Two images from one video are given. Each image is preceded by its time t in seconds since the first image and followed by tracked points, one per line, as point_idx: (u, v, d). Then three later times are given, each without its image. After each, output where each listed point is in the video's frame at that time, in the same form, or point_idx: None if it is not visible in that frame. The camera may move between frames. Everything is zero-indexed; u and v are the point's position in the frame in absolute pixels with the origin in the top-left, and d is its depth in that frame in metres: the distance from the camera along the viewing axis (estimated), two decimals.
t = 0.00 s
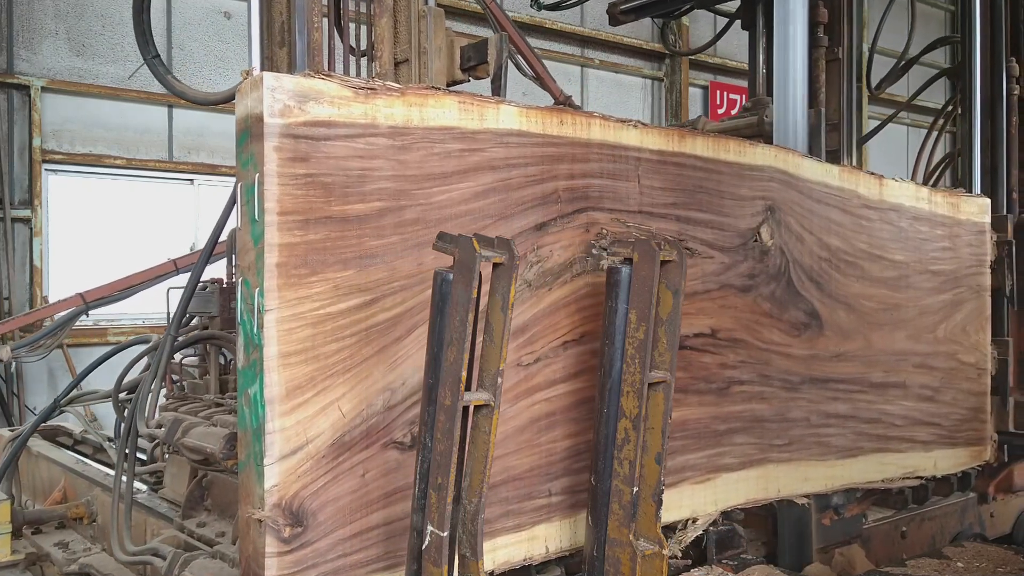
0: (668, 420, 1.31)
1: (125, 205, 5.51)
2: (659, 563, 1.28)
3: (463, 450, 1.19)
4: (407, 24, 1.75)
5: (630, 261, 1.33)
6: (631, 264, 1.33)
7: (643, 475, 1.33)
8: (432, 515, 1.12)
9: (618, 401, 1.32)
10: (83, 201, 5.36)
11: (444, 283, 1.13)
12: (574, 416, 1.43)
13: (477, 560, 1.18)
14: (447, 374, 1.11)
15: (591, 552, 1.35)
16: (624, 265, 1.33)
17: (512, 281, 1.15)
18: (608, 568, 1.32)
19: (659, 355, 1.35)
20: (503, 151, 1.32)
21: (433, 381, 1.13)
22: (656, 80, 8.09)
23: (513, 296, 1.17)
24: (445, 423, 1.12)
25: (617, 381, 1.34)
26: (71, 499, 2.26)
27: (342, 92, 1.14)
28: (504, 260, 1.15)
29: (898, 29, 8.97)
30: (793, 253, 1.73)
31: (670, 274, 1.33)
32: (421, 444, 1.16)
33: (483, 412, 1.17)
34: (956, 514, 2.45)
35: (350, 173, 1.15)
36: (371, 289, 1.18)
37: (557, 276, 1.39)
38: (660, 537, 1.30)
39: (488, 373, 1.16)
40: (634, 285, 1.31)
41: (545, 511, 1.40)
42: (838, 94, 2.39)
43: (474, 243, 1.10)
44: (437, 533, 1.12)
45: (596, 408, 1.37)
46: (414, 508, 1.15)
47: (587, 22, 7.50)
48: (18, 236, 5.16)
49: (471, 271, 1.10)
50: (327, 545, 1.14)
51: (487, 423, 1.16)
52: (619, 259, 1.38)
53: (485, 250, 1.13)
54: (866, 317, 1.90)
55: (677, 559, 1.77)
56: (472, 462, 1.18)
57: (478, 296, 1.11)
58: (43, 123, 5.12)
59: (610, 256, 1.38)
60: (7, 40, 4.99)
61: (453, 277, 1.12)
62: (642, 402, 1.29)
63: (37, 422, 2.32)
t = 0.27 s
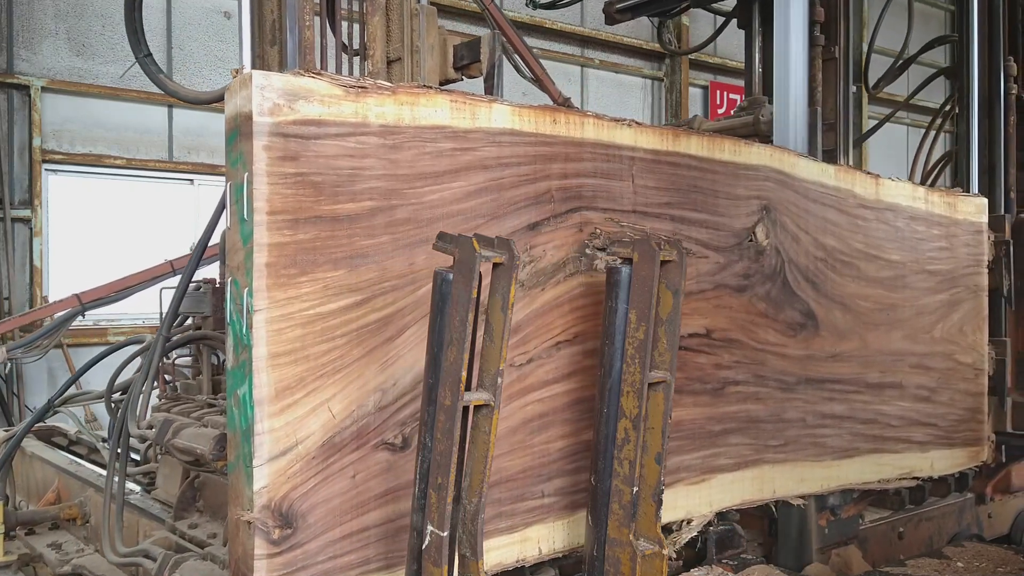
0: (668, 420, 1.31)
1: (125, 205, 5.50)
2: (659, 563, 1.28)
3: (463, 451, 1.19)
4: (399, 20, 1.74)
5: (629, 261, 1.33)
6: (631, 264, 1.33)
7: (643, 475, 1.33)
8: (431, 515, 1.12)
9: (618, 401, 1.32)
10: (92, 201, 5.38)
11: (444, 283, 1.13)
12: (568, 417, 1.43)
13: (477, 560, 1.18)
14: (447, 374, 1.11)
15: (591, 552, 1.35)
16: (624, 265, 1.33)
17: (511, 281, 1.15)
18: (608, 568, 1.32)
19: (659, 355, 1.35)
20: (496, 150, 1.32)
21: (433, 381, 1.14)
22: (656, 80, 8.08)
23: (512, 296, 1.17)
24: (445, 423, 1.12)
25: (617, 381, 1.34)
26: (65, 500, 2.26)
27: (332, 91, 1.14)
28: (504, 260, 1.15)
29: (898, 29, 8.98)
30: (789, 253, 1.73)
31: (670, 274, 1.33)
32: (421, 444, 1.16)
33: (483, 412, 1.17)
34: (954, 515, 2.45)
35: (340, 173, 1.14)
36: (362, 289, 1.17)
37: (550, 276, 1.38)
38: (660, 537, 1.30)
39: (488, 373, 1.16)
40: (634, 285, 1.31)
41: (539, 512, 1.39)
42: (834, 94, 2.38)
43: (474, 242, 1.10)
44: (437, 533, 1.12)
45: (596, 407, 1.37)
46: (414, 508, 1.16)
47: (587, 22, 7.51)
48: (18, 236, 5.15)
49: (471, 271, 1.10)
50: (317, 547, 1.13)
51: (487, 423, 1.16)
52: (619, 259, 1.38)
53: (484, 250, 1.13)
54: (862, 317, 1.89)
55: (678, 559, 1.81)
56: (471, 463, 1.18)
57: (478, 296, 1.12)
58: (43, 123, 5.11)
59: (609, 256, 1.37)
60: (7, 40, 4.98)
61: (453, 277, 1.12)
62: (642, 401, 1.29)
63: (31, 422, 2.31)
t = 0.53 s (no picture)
0: (668, 420, 1.31)
1: (125, 205, 5.50)
2: (659, 563, 1.29)
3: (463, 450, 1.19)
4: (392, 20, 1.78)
5: (630, 261, 1.34)
6: (631, 264, 1.33)
7: (643, 475, 1.32)
8: (432, 515, 1.12)
9: (618, 400, 1.33)
10: (85, 201, 5.35)
11: (444, 283, 1.14)
12: (561, 418, 1.42)
13: (477, 560, 1.19)
14: (447, 373, 1.12)
15: (591, 552, 1.36)
16: (624, 265, 1.34)
17: (512, 280, 1.16)
18: (608, 568, 1.33)
19: (659, 355, 1.34)
20: (488, 149, 1.31)
21: (433, 381, 1.14)
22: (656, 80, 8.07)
23: (512, 295, 1.17)
24: (445, 423, 1.12)
25: (617, 381, 1.34)
26: (59, 501, 2.26)
27: (322, 90, 1.13)
28: (504, 260, 1.15)
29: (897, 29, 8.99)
30: (785, 253, 1.72)
31: (670, 274, 1.32)
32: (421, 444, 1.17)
33: (483, 412, 1.17)
34: (950, 517, 2.45)
35: (330, 172, 1.14)
36: (352, 289, 1.16)
37: (543, 276, 1.38)
38: (660, 537, 1.30)
39: (488, 373, 1.17)
40: (634, 285, 1.31)
41: (532, 513, 1.38)
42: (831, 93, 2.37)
43: (475, 242, 1.10)
44: (437, 532, 1.12)
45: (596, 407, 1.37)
46: (414, 508, 1.16)
47: (587, 22, 7.52)
48: (18, 236, 5.13)
49: (471, 271, 1.10)
50: (307, 549, 1.12)
51: (487, 422, 1.17)
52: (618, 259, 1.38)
53: (484, 250, 1.14)
54: (858, 318, 1.89)
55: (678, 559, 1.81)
56: (472, 462, 1.19)
57: (478, 296, 1.12)
58: (43, 123, 5.10)
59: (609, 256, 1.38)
60: (7, 40, 4.97)
61: (453, 277, 1.12)
62: (642, 401, 1.29)
63: (25, 423, 2.30)
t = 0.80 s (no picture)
0: (668, 420, 1.31)
1: (125, 205, 5.49)
2: (659, 563, 1.29)
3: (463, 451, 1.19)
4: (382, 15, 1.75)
5: (630, 261, 1.33)
6: (631, 265, 1.33)
7: (643, 475, 1.33)
8: (431, 515, 1.12)
9: (618, 400, 1.32)
10: (86, 201, 5.34)
11: (444, 283, 1.13)
12: (555, 419, 1.41)
13: (477, 560, 1.19)
14: (447, 374, 1.12)
15: (591, 552, 1.35)
16: (624, 265, 1.33)
17: (512, 280, 1.16)
18: (608, 568, 1.32)
19: (659, 355, 1.35)
20: (480, 149, 1.30)
21: (433, 382, 1.14)
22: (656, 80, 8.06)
23: (512, 296, 1.17)
24: (445, 423, 1.12)
25: (617, 381, 1.34)
26: (52, 501, 2.24)
27: (312, 88, 1.12)
28: (504, 260, 1.15)
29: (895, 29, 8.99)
30: (780, 253, 1.71)
31: (670, 274, 1.33)
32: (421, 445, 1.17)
33: (483, 412, 1.17)
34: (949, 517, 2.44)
35: (320, 171, 1.13)
36: (343, 289, 1.15)
37: (535, 276, 1.37)
38: (660, 537, 1.30)
39: (488, 373, 1.17)
40: (634, 285, 1.31)
41: (524, 515, 1.37)
42: (826, 92, 2.36)
43: (475, 242, 1.11)
44: (437, 533, 1.12)
45: (595, 407, 1.37)
46: (414, 508, 1.16)
47: (587, 22, 7.51)
48: (18, 236, 5.12)
49: (471, 271, 1.10)
50: (296, 552, 1.11)
51: (487, 422, 1.17)
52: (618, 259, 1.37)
53: (484, 250, 1.14)
54: (854, 318, 1.88)
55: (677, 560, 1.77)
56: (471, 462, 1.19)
57: (478, 296, 1.12)
58: (43, 123, 5.09)
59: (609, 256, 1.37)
60: (7, 40, 4.95)
61: (453, 277, 1.12)
62: (642, 402, 1.29)
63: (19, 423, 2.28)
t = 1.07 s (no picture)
0: (668, 420, 1.31)
1: (125, 205, 5.49)
2: (659, 563, 1.29)
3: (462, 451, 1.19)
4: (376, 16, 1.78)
5: (630, 261, 1.33)
6: (631, 265, 1.32)
7: (643, 475, 1.33)
8: (431, 515, 1.12)
9: (618, 400, 1.32)
10: (89, 201, 5.35)
11: (444, 283, 1.14)
12: (548, 420, 1.40)
13: (477, 560, 1.19)
14: (447, 374, 1.12)
15: (591, 552, 1.35)
16: (624, 265, 1.33)
17: (512, 281, 1.16)
18: (608, 568, 1.32)
19: (659, 355, 1.34)
20: (473, 148, 1.29)
21: (433, 382, 1.14)
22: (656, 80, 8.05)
23: (512, 296, 1.17)
24: (445, 423, 1.13)
25: (617, 381, 1.34)
26: (46, 501, 2.25)
27: (302, 87, 1.11)
28: (504, 260, 1.15)
29: (895, 29, 8.99)
30: (775, 253, 1.70)
31: (670, 274, 1.32)
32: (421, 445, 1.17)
33: (483, 412, 1.17)
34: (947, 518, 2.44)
35: (310, 170, 1.12)
36: (333, 290, 1.14)
37: (529, 276, 1.36)
38: (660, 537, 1.30)
39: (488, 373, 1.17)
40: (634, 285, 1.31)
41: (517, 517, 1.36)
42: (823, 92, 2.36)
43: (475, 242, 1.11)
44: (437, 533, 1.12)
45: (595, 408, 1.37)
46: (414, 508, 1.16)
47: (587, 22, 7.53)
48: (18, 236, 5.11)
49: (471, 271, 1.10)
50: (286, 554, 1.11)
51: (487, 423, 1.17)
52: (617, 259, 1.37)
53: (484, 250, 1.14)
54: (850, 318, 1.87)
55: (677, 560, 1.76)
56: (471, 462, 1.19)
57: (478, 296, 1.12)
58: (43, 123, 5.08)
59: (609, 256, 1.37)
60: (7, 40, 4.94)
61: (453, 277, 1.13)
62: (642, 402, 1.29)
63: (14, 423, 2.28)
